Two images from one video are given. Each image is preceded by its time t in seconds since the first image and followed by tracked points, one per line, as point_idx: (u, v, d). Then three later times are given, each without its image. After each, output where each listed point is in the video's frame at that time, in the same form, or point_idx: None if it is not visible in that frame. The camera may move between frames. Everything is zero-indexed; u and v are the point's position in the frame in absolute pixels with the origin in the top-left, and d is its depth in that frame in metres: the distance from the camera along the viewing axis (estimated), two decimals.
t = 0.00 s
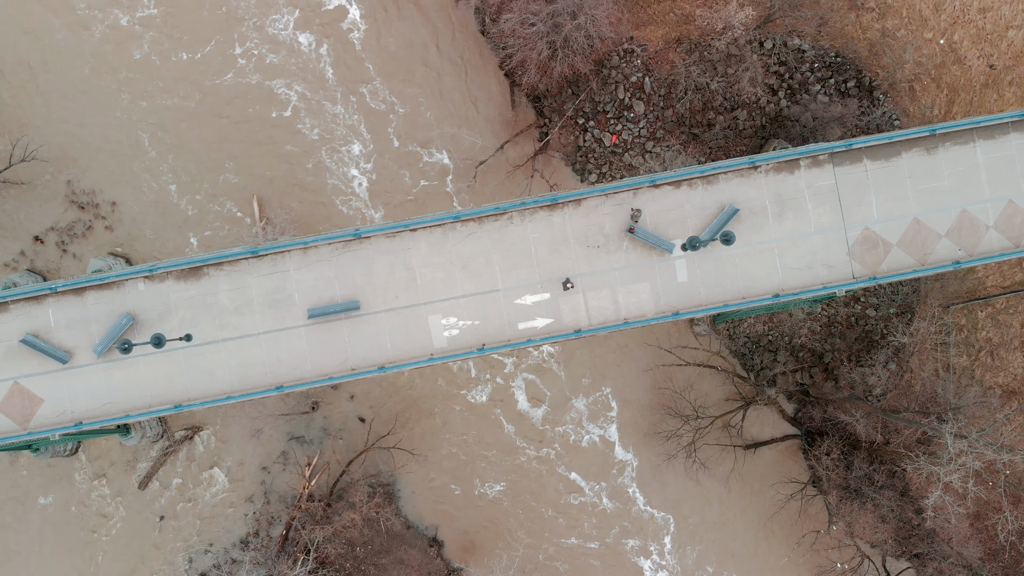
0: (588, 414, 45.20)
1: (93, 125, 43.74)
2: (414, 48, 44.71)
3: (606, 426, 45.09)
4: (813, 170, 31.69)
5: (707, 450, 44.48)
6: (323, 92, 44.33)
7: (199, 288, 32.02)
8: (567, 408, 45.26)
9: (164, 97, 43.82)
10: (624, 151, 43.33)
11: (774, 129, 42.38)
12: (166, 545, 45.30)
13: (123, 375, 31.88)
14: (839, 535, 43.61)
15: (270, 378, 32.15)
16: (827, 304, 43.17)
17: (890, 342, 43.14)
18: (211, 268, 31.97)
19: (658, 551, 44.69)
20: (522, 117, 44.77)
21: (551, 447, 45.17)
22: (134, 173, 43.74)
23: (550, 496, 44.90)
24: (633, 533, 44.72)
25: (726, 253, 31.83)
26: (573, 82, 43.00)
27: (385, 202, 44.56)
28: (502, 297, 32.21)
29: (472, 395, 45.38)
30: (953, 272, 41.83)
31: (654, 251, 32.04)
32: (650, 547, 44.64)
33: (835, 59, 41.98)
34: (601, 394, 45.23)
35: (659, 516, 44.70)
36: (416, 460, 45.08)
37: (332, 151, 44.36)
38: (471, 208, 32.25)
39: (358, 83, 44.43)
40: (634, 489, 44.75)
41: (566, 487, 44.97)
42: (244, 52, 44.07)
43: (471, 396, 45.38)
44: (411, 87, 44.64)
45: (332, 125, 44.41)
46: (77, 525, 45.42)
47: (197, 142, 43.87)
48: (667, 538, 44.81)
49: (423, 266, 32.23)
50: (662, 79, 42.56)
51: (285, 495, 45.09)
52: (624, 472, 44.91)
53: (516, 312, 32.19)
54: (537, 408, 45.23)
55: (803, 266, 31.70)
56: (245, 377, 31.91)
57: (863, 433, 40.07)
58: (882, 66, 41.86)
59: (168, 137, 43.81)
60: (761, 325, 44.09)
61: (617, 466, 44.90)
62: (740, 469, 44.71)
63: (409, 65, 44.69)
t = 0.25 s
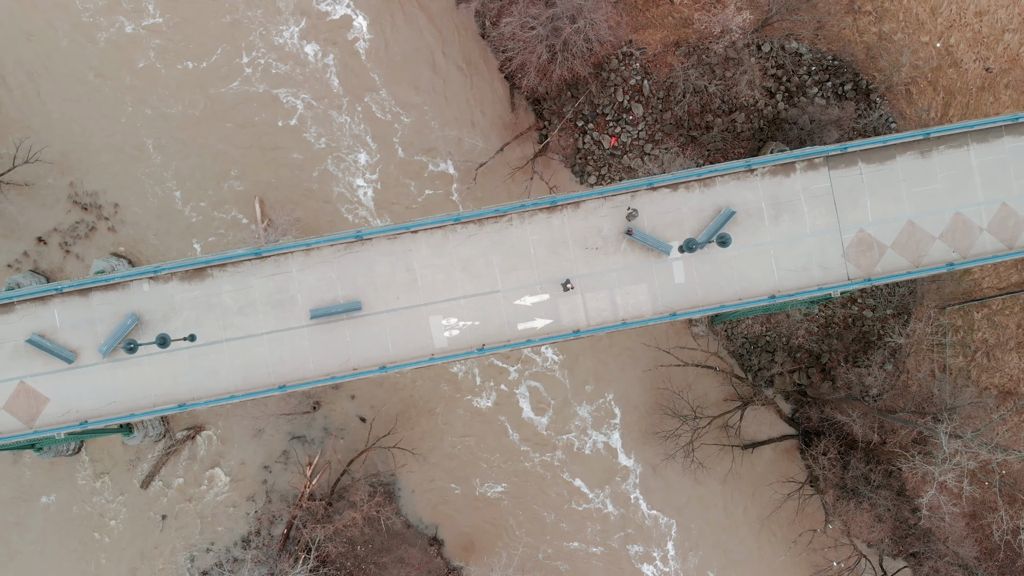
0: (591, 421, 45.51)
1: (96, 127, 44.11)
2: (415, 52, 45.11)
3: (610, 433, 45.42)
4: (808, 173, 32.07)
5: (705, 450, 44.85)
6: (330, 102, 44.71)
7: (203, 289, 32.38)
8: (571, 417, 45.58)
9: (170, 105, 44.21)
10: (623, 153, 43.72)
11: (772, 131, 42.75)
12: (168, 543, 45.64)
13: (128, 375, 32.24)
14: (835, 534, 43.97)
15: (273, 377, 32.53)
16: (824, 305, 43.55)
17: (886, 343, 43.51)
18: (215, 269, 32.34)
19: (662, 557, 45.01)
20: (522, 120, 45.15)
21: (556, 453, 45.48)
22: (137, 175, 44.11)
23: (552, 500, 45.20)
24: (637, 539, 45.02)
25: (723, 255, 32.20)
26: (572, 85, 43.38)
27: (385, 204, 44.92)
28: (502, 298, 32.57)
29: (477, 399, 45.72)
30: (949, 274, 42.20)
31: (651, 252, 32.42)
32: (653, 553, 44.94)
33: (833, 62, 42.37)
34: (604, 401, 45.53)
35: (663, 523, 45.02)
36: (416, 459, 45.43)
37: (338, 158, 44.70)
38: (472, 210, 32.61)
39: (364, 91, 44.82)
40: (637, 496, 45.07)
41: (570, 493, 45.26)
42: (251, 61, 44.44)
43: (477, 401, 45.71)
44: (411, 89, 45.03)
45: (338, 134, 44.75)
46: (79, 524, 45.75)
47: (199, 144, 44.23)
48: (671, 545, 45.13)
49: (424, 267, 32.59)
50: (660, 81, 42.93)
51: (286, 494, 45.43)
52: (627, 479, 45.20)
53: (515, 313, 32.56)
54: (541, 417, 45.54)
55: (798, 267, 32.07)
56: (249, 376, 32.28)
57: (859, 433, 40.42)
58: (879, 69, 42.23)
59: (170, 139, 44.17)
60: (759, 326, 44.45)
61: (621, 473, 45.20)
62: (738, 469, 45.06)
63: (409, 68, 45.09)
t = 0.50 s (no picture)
0: (595, 428, 45.79)
1: (98, 128, 44.44)
2: (416, 55, 45.48)
3: (613, 439, 45.69)
4: (804, 175, 32.38)
5: (703, 449, 45.17)
6: (336, 111, 45.05)
7: (207, 289, 32.70)
8: (575, 425, 45.84)
9: (174, 111, 44.55)
10: (622, 155, 44.04)
11: (770, 133, 43.08)
12: (169, 542, 45.92)
13: (131, 374, 32.54)
14: (832, 533, 44.25)
15: (275, 377, 32.83)
16: (821, 306, 43.87)
17: (883, 343, 43.81)
18: (218, 270, 32.67)
19: (665, 562, 45.27)
20: (522, 122, 45.48)
21: (558, 457, 45.72)
22: (139, 176, 44.43)
23: (552, 499, 45.52)
24: (640, 544, 45.27)
25: (720, 256, 32.52)
26: (571, 87, 43.69)
27: (386, 205, 45.24)
28: (501, 299, 32.89)
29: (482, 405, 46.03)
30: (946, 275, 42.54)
31: (649, 254, 32.74)
32: (656, 559, 45.22)
33: (830, 65, 42.67)
34: (607, 407, 45.80)
35: (665, 529, 45.30)
36: (416, 459, 45.71)
37: (343, 165, 45.02)
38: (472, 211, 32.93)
39: (364, 92, 45.18)
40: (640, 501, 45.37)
41: (574, 499, 45.51)
42: (256, 69, 44.81)
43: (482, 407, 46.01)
44: (411, 91, 45.37)
45: (343, 142, 45.07)
46: (81, 523, 46.03)
47: (201, 145, 44.56)
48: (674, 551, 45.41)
49: (425, 268, 32.91)
50: (659, 84, 43.25)
51: (287, 493, 45.72)
52: (630, 485, 45.47)
53: (515, 313, 32.86)
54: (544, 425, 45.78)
55: (795, 268, 32.38)
56: (251, 376, 32.58)
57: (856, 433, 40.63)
58: (877, 72, 42.57)
59: (172, 140, 44.51)
60: (757, 326, 44.77)
61: (624, 478, 45.44)
62: (736, 468, 45.35)
63: (409, 70, 45.44)
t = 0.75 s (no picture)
0: (596, 431, 46.13)
1: (101, 130, 44.82)
2: (416, 58, 45.88)
3: (614, 442, 46.04)
4: (800, 177, 32.75)
5: (702, 449, 45.54)
6: (342, 119, 45.44)
7: (210, 289, 33.07)
8: (579, 432, 46.18)
9: (179, 117, 44.97)
10: (621, 156, 44.38)
11: (768, 135, 43.41)
12: (172, 541, 46.24)
13: (135, 374, 32.88)
14: (829, 532, 44.60)
15: (278, 376, 33.19)
16: (819, 307, 44.22)
17: (880, 343, 44.17)
18: (221, 271, 33.03)
19: (669, 568, 45.57)
20: (522, 124, 45.85)
21: (560, 462, 46.09)
22: (142, 178, 44.82)
23: (551, 498, 45.87)
24: (642, 548, 45.64)
25: (717, 257, 32.89)
26: (571, 89, 44.06)
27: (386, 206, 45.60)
28: (501, 299, 33.26)
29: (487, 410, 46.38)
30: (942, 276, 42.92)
31: (647, 255, 33.11)
32: (660, 564, 45.58)
33: (827, 67, 43.03)
34: (610, 413, 46.13)
35: (669, 535, 45.67)
36: (416, 458, 46.04)
37: (349, 174, 45.43)
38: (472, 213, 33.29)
39: (365, 95, 45.59)
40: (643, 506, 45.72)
41: (578, 504, 45.87)
42: (263, 77, 45.23)
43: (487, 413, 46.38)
44: (411, 94, 45.77)
45: (350, 151, 45.48)
46: (84, 522, 46.37)
47: (203, 148, 44.96)
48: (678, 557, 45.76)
49: (426, 269, 33.28)
50: (657, 86, 43.66)
51: (288, 492, 46.07)
52: (633, 491, 45.82)
53: (515, 314, 33.22)
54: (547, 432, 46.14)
55: (791, 269, 32.74)
56: (255, 375, 32.93)
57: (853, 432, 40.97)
58: (874, 75, 42.93)
59: (174, 142, 44.90)
60: (754, 327, 45.14)
61: (627, 484, 45.81)
62: (734, 468, 45.70)
63: (410, 73, 45.84)
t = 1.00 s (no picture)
0: (595, 431, 46.45)
1: (104, 131, 45.17)
2: (417, 59, 46.19)
3: (614, 442, 46.34)
4: (797, 179, 33.07)
5: (700, 448, 45.88)
6: (343, 121, 45.78)
7: (214, 290, 33.39)
8: (581, 436, 46.49)
9: (182, 120, 45.30)
10: (620, 158, 44.70)
11: (767, 136, 43.72)
12: (174, 540, 46.55)
13: (138, 373, 33.20)
14: (826, 530, 44.94)
15: (280, 376, 33.50)
16: (817, 307, 44.51)
17: (878, 344, 44.47)
18: (224, 271, 33.34)
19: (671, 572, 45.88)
20: (522, 125, 46.16)
21: (560, 462, 46.38)
22: (144, 178, 45.14)
23: (551, 497, 46.20)
24: (643, 550, 45.94)
25: (715, 258, 33.20)
26: (570, 91, 44.36)
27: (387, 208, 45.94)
28: (501, 299, 33.58)
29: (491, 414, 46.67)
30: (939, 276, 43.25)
31: (645, 256, 33.41)
32: (662, 568, 45.87)
33: (825, 69, 43.38)
34: (612, 418, 46.43)
35: (670, 537, 45.97)
36: (417, 457, 46.33)
37: (354, 180, 45.82)
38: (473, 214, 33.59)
39: (366, 96, 45.94)
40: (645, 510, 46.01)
41: (578, 504, 46.17)
42: (269, 85, 45.55)
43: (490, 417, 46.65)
44: (412, 96, 46.09)
45: (355, 158, 45.84)
46: (86, 520, 46.68)
47: (205, 149, 45.29)
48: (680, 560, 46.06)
49: (427, 269, 33.61)
50: (657, 88, 44.00)
51: (289, 490, 46.37)
52: (637, 494, 46.12)
53: (515, 314, 33.55)
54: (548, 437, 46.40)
55: (788, 270, 33.07)
56: (258, 374, 33.26)
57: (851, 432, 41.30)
58: (871, 77, 43.28)
59: (176, 144, 45.24)
60: (753, 327, 45.41)
61: (630, 487, 46.10)
62: (732, 467, 46.03)
63: (410, 75, 46.16)
